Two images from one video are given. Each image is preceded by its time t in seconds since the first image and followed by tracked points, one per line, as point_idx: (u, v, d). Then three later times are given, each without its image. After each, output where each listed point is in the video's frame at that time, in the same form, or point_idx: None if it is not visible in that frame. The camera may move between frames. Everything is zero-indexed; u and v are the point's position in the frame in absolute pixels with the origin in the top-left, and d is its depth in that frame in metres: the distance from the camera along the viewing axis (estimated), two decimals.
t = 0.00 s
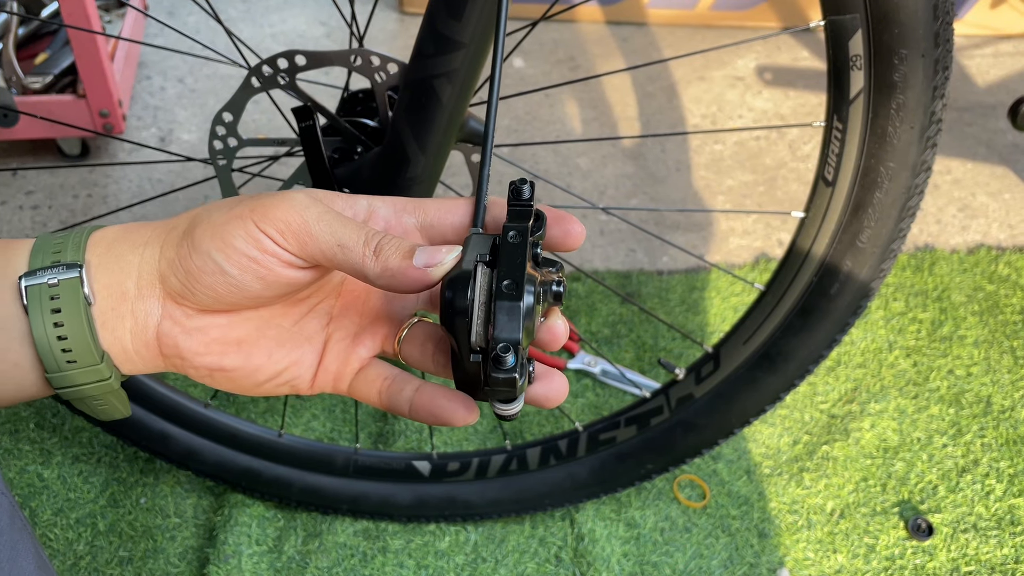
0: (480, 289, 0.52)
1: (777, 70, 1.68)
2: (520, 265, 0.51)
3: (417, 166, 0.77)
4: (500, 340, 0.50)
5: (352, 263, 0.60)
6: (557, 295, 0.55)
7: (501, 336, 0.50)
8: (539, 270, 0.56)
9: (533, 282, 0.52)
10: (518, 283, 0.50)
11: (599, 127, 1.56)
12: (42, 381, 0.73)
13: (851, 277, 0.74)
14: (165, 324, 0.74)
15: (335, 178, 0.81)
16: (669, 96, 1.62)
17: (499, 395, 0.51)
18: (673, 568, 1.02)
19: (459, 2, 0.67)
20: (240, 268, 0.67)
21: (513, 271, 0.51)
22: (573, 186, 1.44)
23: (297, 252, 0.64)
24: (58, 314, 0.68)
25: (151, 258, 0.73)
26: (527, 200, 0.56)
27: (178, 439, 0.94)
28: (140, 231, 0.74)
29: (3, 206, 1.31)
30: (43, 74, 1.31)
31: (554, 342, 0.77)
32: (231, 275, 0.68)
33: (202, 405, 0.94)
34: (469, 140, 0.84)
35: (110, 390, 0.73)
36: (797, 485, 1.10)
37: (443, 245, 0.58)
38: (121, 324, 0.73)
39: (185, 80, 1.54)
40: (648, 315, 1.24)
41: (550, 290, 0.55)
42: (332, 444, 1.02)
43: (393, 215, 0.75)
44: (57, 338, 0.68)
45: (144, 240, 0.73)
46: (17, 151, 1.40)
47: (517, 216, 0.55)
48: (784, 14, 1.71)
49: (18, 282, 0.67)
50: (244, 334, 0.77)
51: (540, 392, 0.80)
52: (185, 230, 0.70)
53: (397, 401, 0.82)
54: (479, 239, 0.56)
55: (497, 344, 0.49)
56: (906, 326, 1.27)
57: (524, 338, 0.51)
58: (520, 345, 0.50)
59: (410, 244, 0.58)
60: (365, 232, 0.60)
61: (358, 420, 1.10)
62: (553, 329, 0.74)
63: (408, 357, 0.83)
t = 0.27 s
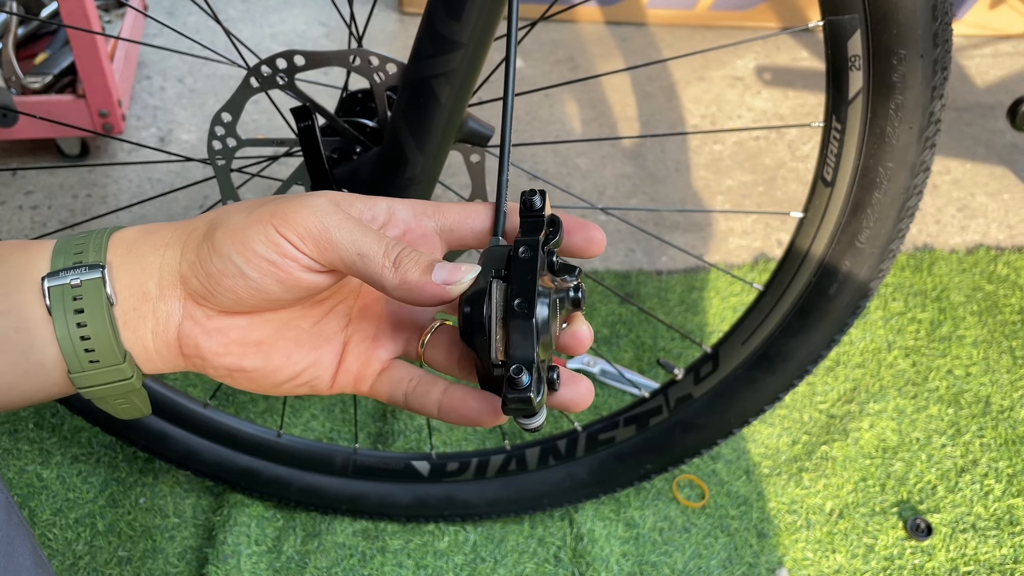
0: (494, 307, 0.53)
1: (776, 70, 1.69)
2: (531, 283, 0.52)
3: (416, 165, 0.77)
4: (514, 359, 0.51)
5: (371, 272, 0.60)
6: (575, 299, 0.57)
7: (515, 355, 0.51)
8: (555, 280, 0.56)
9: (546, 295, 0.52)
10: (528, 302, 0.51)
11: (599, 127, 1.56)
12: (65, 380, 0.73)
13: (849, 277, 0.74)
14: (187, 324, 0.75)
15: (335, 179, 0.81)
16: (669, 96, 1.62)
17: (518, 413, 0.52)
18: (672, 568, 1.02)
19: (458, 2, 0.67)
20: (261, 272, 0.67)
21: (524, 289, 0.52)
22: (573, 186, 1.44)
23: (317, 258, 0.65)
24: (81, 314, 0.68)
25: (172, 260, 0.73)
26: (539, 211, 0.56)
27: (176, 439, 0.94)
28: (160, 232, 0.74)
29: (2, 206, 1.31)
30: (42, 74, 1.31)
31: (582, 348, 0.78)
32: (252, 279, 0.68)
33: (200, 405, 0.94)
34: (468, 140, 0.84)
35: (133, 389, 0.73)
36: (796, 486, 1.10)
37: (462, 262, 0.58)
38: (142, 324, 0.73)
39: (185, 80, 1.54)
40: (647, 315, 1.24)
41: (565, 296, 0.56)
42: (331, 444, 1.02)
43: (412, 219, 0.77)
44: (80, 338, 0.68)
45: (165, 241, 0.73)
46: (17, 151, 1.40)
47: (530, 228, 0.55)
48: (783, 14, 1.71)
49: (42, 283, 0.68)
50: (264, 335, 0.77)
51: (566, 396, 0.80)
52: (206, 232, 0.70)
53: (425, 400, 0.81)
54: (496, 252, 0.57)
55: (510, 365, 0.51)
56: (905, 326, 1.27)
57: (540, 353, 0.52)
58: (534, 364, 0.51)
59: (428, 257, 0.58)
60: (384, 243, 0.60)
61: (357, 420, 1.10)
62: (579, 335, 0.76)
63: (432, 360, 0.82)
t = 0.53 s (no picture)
0: (483, 319, 0.54)
1: (776, 70, 1.68)
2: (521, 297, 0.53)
3: (415, 166, 0.77)
4: (499, 375, 0.51)
5: (362, 272, 0.60)
6: (569, 310, 0.57)
7: (501, 372, 0.51)
8: (549, 291, 0.56)
9: (535, 311, 0.53)
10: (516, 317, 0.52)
11: (599, 127, 1.56)
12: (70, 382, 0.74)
13: (849, 277, 0.74)
14: (186, 328, 0.74)
15: (334, 179, 0.81)
16: (669, 96, 1.62)
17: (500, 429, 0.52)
18: (671, 568, 1.02)
19: (458, 2, 0.67)
20: (256, 275, 0.67)
21: (513, 303, 0.53)
22: (573, 186, 1.44)
23: (310, 260, 0.64)
24: (85, 317, 0.68)
25: (172, 263, 0.72)
26: (534, 221, 0.57)
27: (176, 440, 0.94)
28: (160, 235, 0.74)
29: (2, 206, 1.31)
30: (42, 74, 1.31)
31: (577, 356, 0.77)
32: (248, 283, 0.68)
33: (200, 404, 0.94)
34: (468, 140, 0.84)
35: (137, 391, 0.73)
36: (796, 486, 1.10)
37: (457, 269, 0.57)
38: (143, 328, 0.73)
39: (184, 80, 1.54)
40: (647, 316, 1.24)
41: (559, 307, 0.56)
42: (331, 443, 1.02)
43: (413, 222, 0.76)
44: (84, 341, 0.69)
45: (165, 245, 0.73)
46: (16, 151, 1.40)
47: (524, 239, 0.57)
48: (783, 14, 1.71)
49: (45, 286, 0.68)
50: (262, 339, 0.77)
51: (562, 402, 0.79)
52: (203, 236, 0.70)
53: (419, 413, 0.83)
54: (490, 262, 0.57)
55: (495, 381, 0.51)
56: (905, 326, 1.27)
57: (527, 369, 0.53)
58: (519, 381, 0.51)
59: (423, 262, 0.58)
60: (379, 244, 0.60)
61: (356, 421, 1.10)
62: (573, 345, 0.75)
63: (432, 364, 0.82)
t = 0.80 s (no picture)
0: (469, 296, 0.52)
1: (776, 70, 1.69)
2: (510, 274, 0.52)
3: (415, 166, 0.77)
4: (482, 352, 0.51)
5: (343, 257, 0.59)
6: (553, 300, 0.56)
7: (484, 348, 0.51)
8: (534, 277, 0.56)
9: (522, 289, 0.52)
10: (505, 294, 0.51)
11: (598, 127, 1.56)
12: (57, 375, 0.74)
13: (849, 277, 0.74)
14: (173, 320, 0.74)
15: (334, 178, 0.81)
16: (668, 96, 1.62)
17: (481, 406, 0.51)
18: (671, 567, 1.02)
19: (458, 2, 0.67)
20: (240, 266, 0.66)
21: (501, 280, 0.52)
22: (572, 186, 1.44)
23: (292, 247, 0.63)
24: (72, 309, 0.69)
25: (157, 254, 0.72)
26: (523, 205, 0.58)
27: (175, 438, 0.94)
28: (147, 225, 0.74)
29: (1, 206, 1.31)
30: (42, 74, 1.31)
31: (551, 350, 0.77)
32: (233, 273, 0.67)
33: (200, 405, 0.95)
34: (468, 140, 0.85)
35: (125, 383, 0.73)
36: (795, 486, 1.10)
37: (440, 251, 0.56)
38: (130, 319, 0.73)
39: (184, 80, 1.54)
40: (647, 315, 1.24)
41: (542, 295, 0.55)
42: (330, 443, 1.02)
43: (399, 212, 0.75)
44: (71, 333, 0.69)
45: (151, 235, 0.73)
46: (16, 150, 1.40)
47: (514, 221, 0.57)
48: (783, 14, 1.71)
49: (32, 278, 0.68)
50: (249, 331, 0.77)
51: (536, 389, 0.78)
52: (188, 226, 0.69)
53: (401, 406, 0.81)
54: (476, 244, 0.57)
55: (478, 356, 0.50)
56: (905, 326, 1.27)
57: (510, 349, 0.52)
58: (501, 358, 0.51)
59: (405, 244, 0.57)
60: (361, 229, 0.59)
61: (356, 421, 1.10)
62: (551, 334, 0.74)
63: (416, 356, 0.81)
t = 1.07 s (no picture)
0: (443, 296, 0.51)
1: (776, 70, 1.69)
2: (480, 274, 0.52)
3: (416, 165, 0.77)
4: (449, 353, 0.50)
5: (324, 248, 0.58)
6: (535, 298, 0.57)
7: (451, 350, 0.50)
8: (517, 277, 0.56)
9: (494, 290, 0.52)
10: (472, 294, 0.51)
11: (598, 127, 1.56)
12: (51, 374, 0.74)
13: (849, 277, 0.74)
14: (163, 318, 0.74)
15: (334, 178, 0.81)
16: (668, 96, 1.62)
17: (453, 408, 0.50)
18: (670, 567, 1.02)
19: (458, 3, 0.67)
20: (226, 261, 0.66)
21: (471, 280, 0.52)
22: (572, 186, 1.44)
23: (275, 237, 0.63)
24: (65, 309, 0.69)
25: (147, 252, 0.72)
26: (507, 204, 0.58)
27: (176, 438, 0.94)
28: (138, 223, 0.74)
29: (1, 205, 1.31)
30: (42, 74, 1.31)
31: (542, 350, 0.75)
32: (220, 267, 0.67)
33: (200, 404, 0.94)
34: (469, 141, 0.85)
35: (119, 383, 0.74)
36: (795, 486, 1.10)
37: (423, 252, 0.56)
38: (120, 319, 0.73)
39: (184, 80, 1.54)
40: (646, 315, 1.24)
41: (525, 293, 0.56)
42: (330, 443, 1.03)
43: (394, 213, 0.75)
44: (64, 333, 0.69)
45: (141, 234, 0.73)
46: (16, 150, 1.40)
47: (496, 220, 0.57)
48: (783, 14, 1.71)
49: (25, 278, 0.68)
50: (238, 329, 0.77)
51: (525, 391, 0.77)
52: (175, 222, 0.69)
53: (389, 405, 0.82)
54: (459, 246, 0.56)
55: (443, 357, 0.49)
56: (905, 326, 1.27)
57: (486, 350, 0.52)
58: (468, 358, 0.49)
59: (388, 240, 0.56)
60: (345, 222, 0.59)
61: (356, 420, 1.10)
62: (543, 334, 0.72)
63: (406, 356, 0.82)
